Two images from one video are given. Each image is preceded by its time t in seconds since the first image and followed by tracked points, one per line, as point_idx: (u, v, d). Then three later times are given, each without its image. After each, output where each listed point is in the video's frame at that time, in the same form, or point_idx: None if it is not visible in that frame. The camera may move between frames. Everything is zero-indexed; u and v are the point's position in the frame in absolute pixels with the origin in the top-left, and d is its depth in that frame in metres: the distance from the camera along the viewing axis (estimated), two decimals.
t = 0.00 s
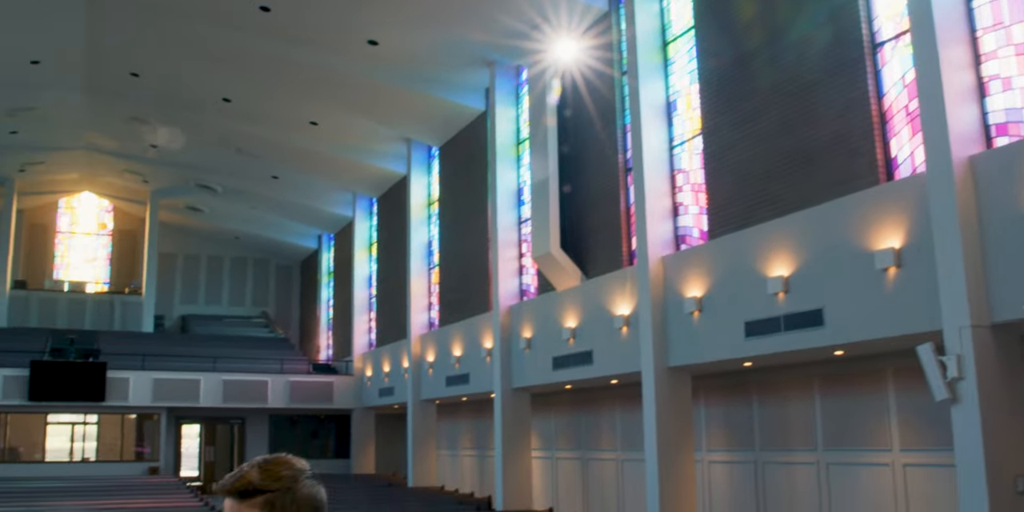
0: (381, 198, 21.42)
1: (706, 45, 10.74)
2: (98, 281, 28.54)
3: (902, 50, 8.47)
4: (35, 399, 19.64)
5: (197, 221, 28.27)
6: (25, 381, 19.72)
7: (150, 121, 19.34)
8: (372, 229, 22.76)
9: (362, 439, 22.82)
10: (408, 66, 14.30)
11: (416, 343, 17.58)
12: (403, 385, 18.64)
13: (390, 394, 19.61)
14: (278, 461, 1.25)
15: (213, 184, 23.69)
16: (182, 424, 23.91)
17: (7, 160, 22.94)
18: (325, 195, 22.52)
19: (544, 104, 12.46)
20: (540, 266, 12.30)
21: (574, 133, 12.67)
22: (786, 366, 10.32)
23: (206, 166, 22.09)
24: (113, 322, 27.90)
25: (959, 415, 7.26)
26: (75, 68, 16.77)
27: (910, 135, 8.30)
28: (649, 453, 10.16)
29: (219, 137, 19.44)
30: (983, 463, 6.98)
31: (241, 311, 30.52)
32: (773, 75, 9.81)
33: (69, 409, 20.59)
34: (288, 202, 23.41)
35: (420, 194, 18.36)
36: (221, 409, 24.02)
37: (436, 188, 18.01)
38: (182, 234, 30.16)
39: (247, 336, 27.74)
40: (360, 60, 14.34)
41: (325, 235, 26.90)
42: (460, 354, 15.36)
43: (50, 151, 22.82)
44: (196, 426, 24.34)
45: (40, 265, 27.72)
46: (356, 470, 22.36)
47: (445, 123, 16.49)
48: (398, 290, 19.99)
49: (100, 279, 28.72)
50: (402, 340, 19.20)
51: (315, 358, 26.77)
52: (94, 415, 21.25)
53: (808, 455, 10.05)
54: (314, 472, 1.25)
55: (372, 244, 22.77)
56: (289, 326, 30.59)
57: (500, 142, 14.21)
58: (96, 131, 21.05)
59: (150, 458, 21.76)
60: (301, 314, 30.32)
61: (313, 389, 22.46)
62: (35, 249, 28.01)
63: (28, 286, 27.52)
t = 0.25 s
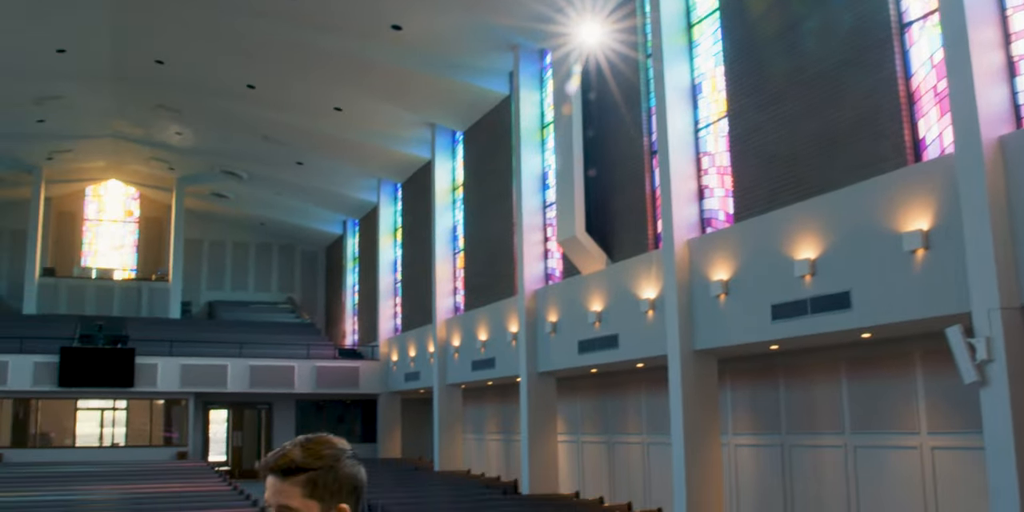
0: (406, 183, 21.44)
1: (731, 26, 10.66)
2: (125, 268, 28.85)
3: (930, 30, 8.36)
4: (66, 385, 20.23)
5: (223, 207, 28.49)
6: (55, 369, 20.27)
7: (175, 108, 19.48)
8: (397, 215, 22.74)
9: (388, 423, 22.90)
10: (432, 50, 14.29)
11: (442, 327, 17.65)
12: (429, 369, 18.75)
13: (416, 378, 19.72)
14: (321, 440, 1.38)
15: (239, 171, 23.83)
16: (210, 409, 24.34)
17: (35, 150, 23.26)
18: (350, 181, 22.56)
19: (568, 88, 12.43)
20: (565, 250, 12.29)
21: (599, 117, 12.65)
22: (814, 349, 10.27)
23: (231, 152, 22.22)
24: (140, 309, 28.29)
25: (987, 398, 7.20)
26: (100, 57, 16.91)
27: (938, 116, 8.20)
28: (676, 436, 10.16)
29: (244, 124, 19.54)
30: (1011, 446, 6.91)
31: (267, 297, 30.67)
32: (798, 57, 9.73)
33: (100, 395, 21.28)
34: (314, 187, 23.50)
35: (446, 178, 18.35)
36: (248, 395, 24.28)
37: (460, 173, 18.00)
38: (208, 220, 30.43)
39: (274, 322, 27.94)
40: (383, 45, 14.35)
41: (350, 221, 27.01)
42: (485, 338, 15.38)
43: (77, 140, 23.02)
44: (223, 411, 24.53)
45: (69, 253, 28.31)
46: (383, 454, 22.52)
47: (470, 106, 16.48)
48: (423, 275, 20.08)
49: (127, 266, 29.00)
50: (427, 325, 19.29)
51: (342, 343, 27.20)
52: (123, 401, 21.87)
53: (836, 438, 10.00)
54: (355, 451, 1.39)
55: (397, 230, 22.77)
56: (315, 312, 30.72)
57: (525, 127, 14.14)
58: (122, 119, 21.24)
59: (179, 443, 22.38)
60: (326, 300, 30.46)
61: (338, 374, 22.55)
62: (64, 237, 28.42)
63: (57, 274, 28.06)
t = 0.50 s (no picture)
0: (430, 167, 21.47)
1: (759, 6, 10.55)
2: (152, 255, 29.15)
3: (960, 9, 8.20)
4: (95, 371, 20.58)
5: (248, 194, 28.86)
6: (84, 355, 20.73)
7: (201, 95, 19.64)
8: (422, 200, 22.82)
9: (414, 408, 22.92)
10: (456, 34, 14.26)
11: (468, 311, 17.71)
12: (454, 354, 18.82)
13: (442, 363, 19.81)
14: (357, 423, 1.71)
15: (264, 157, 24.05)
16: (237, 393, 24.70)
17: (63, 139, 23.55)
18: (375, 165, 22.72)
19: (592, 72, 12.37)
20: (590, 234, 12.27)
21: (624, 100, 12.60)
22: (842, 332, 10.18)
23: (257, 139, 22.36)
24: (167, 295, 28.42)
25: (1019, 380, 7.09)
26: (126, 45, 17.04)
27: (969, 97, 8.08)
28: (703, 419, 10.14)
29: (268, 110, 19.65)
30: None
31: (293, 282, 30.97)
32: (825, 38, 9.60)
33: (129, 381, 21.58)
34: (342, 174, 23.75)
35: (470, 161, 18.39)
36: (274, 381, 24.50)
37: (485, 157, 18.03)
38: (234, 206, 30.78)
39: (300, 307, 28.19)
40: (407, 30, 14.34)
41: (375, 206, 27.16)
42: (511, 322, 15.39)
43: (104, 128, 23.29)
44: (251, 396, 24.82)
45: (97, 240, 28.79)
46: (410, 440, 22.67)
47: (495, 89, 16.50)
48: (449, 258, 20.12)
49: (154, 253, 29.32)
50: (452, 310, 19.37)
51: (368, 328, 27.49)
52: (151, 387, 22.43)
53: (863, 421, 9.94)
54: (390, 434, 1.74)
55: (422, 215, 22.91)
56: (340, 298, 30.99)
57: (549, 110, 14.21)
58: (148, 107, 21.44)
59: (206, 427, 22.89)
60: (351, 285, 30.71)
61: (365, 358, 22.68)
62: (92, 224, 28.95)
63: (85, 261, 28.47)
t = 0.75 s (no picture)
0: (455, 152, 21.49)
1: None
2: (179, 241, 29.64)
3: None
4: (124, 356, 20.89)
5: (273, 179, 29.03)
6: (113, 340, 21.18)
7: (225, 82, 19.81)
8: (446, 184, 22.85)
9: (440, 392, 23.05)
10: (481, 17, 14.25)
11: (492, 296, 17.72)
12: (480, 338, 18.88)
13: (467, 347, 19.90)
14: (391, 405, 1.80)
15: (288, 142, 24.24)
16: (264, 378, 25.05)
17: (91, 126, 23.86)
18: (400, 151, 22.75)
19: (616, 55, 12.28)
20: (616, 218, 12.25)
21: (649, 84, 12.57)
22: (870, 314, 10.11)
23: (282, 125, 22.51)
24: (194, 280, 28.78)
25: None
26: (150, 33, 17.19)
27: (998, 78, 7.87)
28: (730, 403, 10.13)
29: (292, 96, 19.76)
30: None
31: (319, 267, 31.27)
32: (853, 19, 9.48)
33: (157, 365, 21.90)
34: (368, 160, 23.87)
35: (495, 145, 18.35)
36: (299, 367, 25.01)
37: (509, 141, 18.03)
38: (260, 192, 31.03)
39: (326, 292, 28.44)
40: (431, 15, 14.36)
41: (400, 191, 27.26)
42: (536, 307, 15.41)
43: (131, 116, 23.58)
44: (277, 382, 25.37)
45: (125, 226, 29.41)
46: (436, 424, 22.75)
47: (518, 73, 16.45)
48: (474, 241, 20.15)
49: (181, 239, 29.84)
50: (477, 295, 19.44)
51: (393, 313, 27.58)
52: (179, 372, 22.73)
53: (891, 405, 9.88)
54: (421, 414, 1.83)
55: (447, 199, 22.92)
56: (366, 283, 31.24)
57: (574, 93, 14.21)
58: (174, 94, 21.65)
59: (234, 412, 23.09)
60: (377, 270, 30.93)
61: (390, 342, 22.82)
62: (119, 210, 29.60)
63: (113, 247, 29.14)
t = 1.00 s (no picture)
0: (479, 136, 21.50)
1: None
2: (205, 227, 30.17)
3: None
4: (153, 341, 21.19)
5: (299, 165, 29.24)
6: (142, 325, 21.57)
7: (251, 68, 19.95)
8: (471, 169, 22.86)
9: (466, 375, 23.25)
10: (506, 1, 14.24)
11: (517, 280, 17.74)
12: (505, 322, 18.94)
13: (492, 331, 20.00)
14: (427, 385, 1.87)
15: (314, 129, 24.45)
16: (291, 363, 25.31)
17: (118, 114, 24.10)
18: (425, 135, 22.81)
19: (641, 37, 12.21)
20: (641, 202, 12.22)
21: (674, 66, 12.51)
22: (899, 298, 10.04)
23: (306, 111, 22.64)
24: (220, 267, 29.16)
25: None
26: (175, 19, 17.30)
27: None
28: (756, 386, 10.10)
29: (316, 82, 19.84)
30: None
31: (344, 252, 31.54)
32: None
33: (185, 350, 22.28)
34: (394, 145, 23.96)
35: (519, 130, 18.37)
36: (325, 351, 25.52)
37: (534, 125, 18.00)
38: (285, 178, 31.27)
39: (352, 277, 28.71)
40: None
41: (424, 176, 27.36)
42: (561, 291, 15.40)
43: (158, 103, 23.83)
44: (303, 366, 25.61)
45: (152, 211, 29.99)
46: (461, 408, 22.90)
47: (543, 57, 16.40)
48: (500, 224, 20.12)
49: (208, 225, 30.34)
50: (502, 279, 19.48)
51: (418, 298, 27.74)
52: (206, 357, 23.04)
53: (919, 388, 9.82)
54: (456, 394, 1.89)
55: (471, 184, 22.94)
56: (391, 268, 31.51)
57: (599, 77, 14.11)
58: (200, 80, 21.81)
59: (261, 396, 23.35)
60: (401, 254, 31.17)
61: (417, 326, 23.03)
62: (147, 195, 30.15)
63: (141, 233, 29.75)
